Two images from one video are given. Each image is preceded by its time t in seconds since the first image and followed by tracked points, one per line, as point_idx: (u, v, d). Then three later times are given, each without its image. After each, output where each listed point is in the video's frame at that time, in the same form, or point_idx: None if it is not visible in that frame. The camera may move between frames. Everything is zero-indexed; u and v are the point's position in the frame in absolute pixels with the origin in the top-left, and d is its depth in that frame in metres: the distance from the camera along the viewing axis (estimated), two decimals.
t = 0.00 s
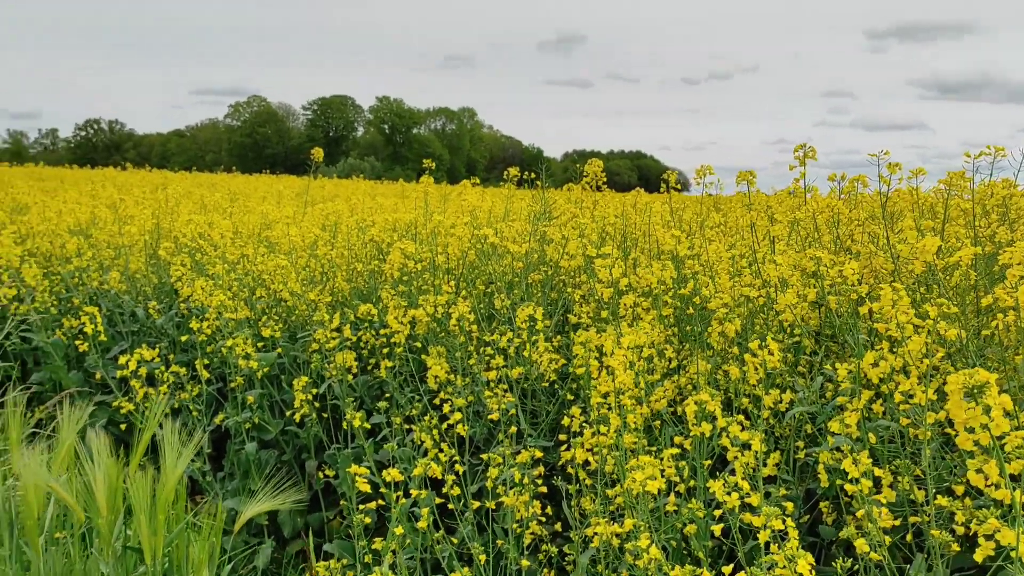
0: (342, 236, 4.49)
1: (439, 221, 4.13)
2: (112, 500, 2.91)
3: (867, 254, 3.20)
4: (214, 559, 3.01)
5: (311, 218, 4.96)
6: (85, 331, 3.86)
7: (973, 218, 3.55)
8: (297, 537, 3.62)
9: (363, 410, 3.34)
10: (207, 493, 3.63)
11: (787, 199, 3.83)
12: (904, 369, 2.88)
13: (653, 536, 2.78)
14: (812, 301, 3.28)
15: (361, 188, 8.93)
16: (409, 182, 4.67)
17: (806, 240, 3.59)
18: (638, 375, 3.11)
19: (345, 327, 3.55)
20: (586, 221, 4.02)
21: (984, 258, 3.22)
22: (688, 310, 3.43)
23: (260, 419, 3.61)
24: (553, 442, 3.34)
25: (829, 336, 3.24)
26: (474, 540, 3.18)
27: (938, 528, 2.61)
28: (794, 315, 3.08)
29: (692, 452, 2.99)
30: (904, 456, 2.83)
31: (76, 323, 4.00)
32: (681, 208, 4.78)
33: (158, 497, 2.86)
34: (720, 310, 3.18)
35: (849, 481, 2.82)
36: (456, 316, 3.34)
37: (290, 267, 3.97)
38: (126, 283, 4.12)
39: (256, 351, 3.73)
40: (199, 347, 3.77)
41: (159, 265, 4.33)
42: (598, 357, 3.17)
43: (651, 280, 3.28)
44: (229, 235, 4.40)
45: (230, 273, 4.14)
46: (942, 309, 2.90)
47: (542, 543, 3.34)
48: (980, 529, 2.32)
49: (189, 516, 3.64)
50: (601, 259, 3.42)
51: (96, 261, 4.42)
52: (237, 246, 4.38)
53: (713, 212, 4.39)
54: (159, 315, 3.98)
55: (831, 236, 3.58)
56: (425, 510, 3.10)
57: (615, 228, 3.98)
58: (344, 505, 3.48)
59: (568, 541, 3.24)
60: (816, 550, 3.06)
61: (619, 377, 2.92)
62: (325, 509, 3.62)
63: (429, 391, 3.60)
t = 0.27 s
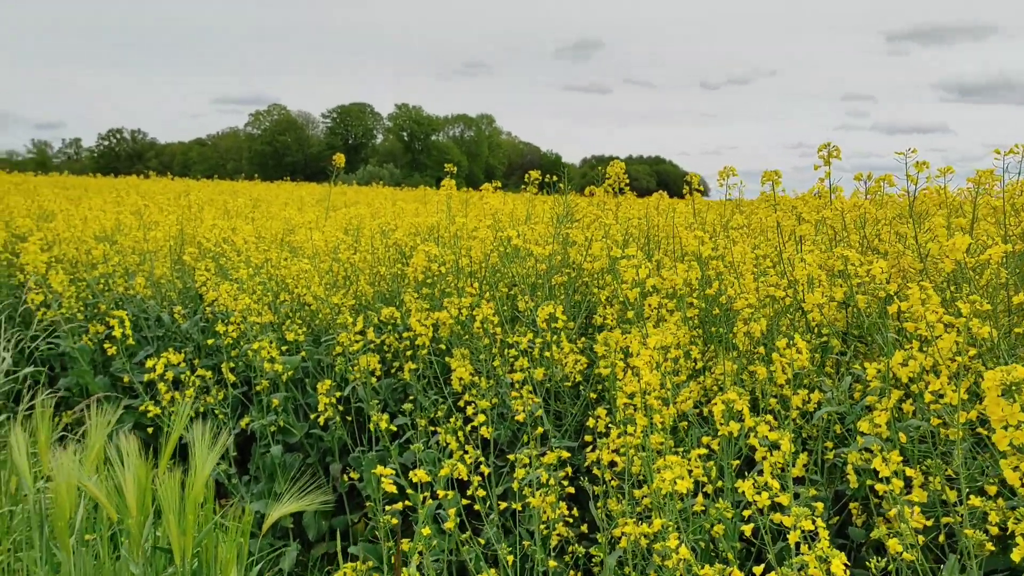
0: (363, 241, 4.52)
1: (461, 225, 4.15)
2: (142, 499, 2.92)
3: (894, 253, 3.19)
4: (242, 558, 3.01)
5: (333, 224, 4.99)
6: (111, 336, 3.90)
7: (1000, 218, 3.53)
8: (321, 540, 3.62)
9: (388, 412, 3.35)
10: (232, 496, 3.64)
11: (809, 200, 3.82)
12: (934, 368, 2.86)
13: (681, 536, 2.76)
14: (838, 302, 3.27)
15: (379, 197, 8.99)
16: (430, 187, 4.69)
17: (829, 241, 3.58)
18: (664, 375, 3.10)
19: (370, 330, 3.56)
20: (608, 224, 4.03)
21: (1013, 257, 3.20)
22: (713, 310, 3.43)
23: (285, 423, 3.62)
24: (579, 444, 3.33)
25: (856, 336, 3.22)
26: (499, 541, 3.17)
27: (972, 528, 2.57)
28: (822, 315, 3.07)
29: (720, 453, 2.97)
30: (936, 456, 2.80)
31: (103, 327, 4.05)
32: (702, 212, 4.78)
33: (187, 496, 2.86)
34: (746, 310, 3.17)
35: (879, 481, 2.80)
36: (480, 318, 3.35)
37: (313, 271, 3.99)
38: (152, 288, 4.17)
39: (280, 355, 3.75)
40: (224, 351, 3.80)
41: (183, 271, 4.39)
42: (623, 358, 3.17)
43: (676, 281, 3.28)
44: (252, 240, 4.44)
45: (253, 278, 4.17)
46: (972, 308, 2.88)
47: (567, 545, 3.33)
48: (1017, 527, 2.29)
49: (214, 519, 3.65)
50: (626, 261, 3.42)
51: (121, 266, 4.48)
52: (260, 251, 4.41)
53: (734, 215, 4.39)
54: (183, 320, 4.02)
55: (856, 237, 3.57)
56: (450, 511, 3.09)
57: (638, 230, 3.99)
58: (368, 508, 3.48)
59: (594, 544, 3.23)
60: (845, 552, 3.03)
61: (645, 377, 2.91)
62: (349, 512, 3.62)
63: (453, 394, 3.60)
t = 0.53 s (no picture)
0: (386, 249, 4.55)
1: (484, 231, 4.17)
2: (172, 503, 2.91)
3: (923, 255, 3.18)
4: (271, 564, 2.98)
5: (355, 232, 5.03)
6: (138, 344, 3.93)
7: None
8: (347, 547, 3.62)
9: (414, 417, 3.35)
10: (259, 503, 3.65)
11: (834, 204, 3.82)
12: (967, 369, 2.83)
13: (713, 539, 2.74)
14: (867, 304, 3.25)
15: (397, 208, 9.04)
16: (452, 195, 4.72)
17: (855, 244, 3.57)
18: (693, 378, 3.09)
19: (395, 335, 3.57)
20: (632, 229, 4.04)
21: None
22: (741, 313, 3.43)
23: (311, 429, 3.62)
24: (606, 448, 3.32)
25: (886, 338, 3.20)
26: (527, 546, 3.16)
27: (1010, 530, 2.53)
28: (851, 317, 3.06)
29: (751, 456, 2.93)
30: (971, 458, 2.77)
31: (130, 336, 4.11)
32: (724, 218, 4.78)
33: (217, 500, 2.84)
34: (774, 312, 3.16)
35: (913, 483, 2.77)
36: (505, 322, 3.36)
37: (338, 279, 4.02)
38: (178, 296, 4.22)
39: (306, 361, 3.76)
40: (250, 357, 3.82)
41: (209, 279, 4.44)
42: (651, 361, 3.16)
43: (703, 284, 3.27)
44: (276, 249, 4.48)
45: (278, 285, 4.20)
46: (1005, 309, 2.86)
47: (596, 550, 3.30)
48: None
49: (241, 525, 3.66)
50: (651, 264, 3.43)
51: (148, 275, 4.55)
52: (284, 259, 4.45)
53: (757, 220, 4.40)
54: (209, 328, 4.06)
55: (882, 239, 3.56)
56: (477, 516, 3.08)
57: (662, 235, 4.00)
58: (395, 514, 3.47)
59: (622, 549, 3.21)
60: (879, 555, 2.99)
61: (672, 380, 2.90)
62: (375, 519, 3.61)
63: (479, 399, 3.60)
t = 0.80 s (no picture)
0: (413, 259, 4.57)
1: (510, 240, 4.18)
2: (206, 510, 2.91)
3: (956, 260, 3.14)
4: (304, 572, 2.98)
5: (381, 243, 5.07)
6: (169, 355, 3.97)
7: None
8: (375, 557, 3.62)
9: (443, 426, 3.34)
10: (288, 512, 3.66)
11: (864, 210, 3.79)
12: (1006, 375, 2.79)
13: (747, 547, 2.70)
14: (900, 309, 3.21)
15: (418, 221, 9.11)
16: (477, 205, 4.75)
17: (885, 250, 3.53)
18: (724, 385, 3.06)
19: (422, 344, 3.57)
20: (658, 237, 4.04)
21: None
22: (771, 319, 3.40)
23: (339, 438, 3.63)
24: (635, 456, 3.30)
25: (920, 344, 3.16)
26: (556, 555, 3.13)
27: None
28: (885, 323, 3.02)
29: (783, 463, 2.88)
30: (1012, 466, 2.71)
31: (160, 347, 4.16)
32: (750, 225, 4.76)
33: (251, 509, 2.84)
34: (805, 318, 3.13)
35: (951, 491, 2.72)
36: (533, 330, 3.35)
37: (366, 288, 4.04)
38: (208, 307, 4.27)
39: (334, 371, 3.78)
40: (279, 367, 3.85)
41: (238, 290, 4.50)
42: (681, 368, 3.14)
43: (733, 290, 3.25)
44: (303, 260, 4.52)
45: (305, 296, 4.23)
46: None
47: (625, 559, 3.27)
48: None
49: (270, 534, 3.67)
50: (680, 271, 3.41)
51: (178, 287, 4.62)
52: (311, 270, 4.49)
53: (783, 226, 4.38)
54: (239, 339, 4.09)
55: (912, 245, 3.52)
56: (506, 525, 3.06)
57: (688, 243, 3.99)
58: (423, 523, 3.47)
59: (653, 558, 3.18)
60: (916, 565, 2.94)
61: (702, 388, 2.86)
62: (403, 528, 3.61)
63: (506, 408, 3.59)
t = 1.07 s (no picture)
0: (440, 263, 4.61)
1: (536, 244, 4.19)
2: (235, 513, 2.93)
3: (991, 262, 3.09)
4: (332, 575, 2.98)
5: (408, 248, 5.12)
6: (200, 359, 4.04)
7: None
8: (403, 560, 3.64)
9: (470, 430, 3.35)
10: (317, 515, 3.70)
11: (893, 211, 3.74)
12: None
13: (777, 553, 2.67)
14: (932, 312, 3.16)
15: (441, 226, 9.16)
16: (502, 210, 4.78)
17: (917, 252, 3.48)
18: (752, 389, 3.04)
19: (449, 348, 3.59)
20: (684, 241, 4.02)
21: None
22: (801, 322, 3.38)
23: (367, 442, 3.66)
24: (663, 461, 3.28)
25: (954, 347, 3.10)
26: (584, 560, 3.12)
27: None
28: (917, 326, 2.97)
29: (813, 468, 2.81)
30: None
31: (191, 351, 4.22)
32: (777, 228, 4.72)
33: (278, 512, 2.84)
34: (835, 321, 3.10)
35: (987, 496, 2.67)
36: (560, 334, 3.36)
37: (393, 293, 4.08)
38: (238, 312, 4.33)
39: (362, 375, 3.81)
40: (307, 371, 3.89)
41: (267, 295, 4.56)
42: (708, 372, 3.12)
43: (760, 293, 3.23)
44: (331, 265, 4.57)
45: (333, 300, 4.28)
46: None
47: (653, 564, 3.25)
48: None
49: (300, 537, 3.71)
50: (707, 274, 3.39)
51: (209, 293, 4.70)
52: (339, 275, 4.54)
53: (811, 229, 4.34)
54: (268, 343, 4.15)
55: (944, 247, 3.47)
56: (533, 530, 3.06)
57: (715, 246, 3.98)
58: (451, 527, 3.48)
59: (682, 563, 3.15)
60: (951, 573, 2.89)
61: (731, 393, 2.81)
62: (430, 532, 3.63)
63: (533, 411, 3.60)
